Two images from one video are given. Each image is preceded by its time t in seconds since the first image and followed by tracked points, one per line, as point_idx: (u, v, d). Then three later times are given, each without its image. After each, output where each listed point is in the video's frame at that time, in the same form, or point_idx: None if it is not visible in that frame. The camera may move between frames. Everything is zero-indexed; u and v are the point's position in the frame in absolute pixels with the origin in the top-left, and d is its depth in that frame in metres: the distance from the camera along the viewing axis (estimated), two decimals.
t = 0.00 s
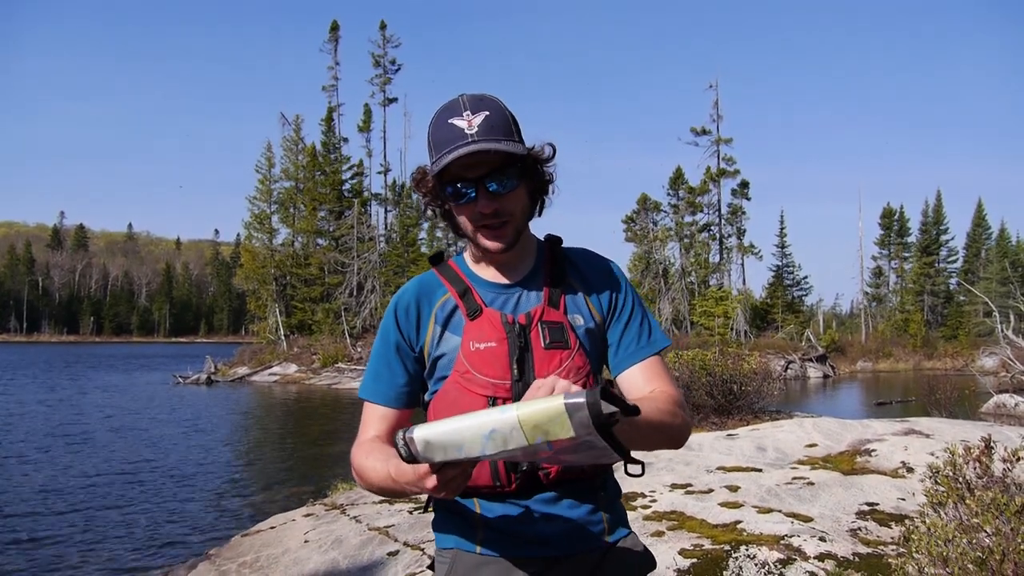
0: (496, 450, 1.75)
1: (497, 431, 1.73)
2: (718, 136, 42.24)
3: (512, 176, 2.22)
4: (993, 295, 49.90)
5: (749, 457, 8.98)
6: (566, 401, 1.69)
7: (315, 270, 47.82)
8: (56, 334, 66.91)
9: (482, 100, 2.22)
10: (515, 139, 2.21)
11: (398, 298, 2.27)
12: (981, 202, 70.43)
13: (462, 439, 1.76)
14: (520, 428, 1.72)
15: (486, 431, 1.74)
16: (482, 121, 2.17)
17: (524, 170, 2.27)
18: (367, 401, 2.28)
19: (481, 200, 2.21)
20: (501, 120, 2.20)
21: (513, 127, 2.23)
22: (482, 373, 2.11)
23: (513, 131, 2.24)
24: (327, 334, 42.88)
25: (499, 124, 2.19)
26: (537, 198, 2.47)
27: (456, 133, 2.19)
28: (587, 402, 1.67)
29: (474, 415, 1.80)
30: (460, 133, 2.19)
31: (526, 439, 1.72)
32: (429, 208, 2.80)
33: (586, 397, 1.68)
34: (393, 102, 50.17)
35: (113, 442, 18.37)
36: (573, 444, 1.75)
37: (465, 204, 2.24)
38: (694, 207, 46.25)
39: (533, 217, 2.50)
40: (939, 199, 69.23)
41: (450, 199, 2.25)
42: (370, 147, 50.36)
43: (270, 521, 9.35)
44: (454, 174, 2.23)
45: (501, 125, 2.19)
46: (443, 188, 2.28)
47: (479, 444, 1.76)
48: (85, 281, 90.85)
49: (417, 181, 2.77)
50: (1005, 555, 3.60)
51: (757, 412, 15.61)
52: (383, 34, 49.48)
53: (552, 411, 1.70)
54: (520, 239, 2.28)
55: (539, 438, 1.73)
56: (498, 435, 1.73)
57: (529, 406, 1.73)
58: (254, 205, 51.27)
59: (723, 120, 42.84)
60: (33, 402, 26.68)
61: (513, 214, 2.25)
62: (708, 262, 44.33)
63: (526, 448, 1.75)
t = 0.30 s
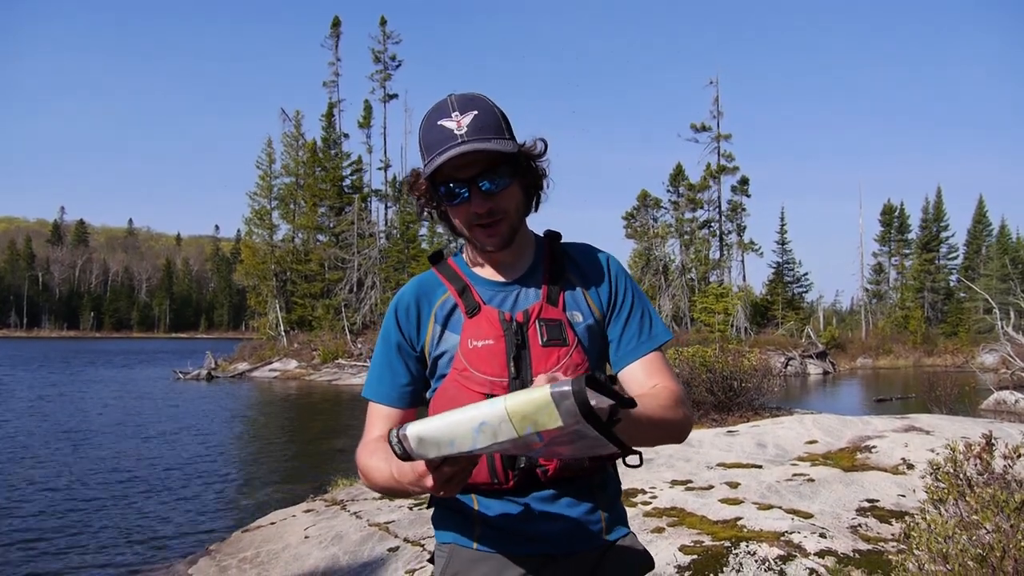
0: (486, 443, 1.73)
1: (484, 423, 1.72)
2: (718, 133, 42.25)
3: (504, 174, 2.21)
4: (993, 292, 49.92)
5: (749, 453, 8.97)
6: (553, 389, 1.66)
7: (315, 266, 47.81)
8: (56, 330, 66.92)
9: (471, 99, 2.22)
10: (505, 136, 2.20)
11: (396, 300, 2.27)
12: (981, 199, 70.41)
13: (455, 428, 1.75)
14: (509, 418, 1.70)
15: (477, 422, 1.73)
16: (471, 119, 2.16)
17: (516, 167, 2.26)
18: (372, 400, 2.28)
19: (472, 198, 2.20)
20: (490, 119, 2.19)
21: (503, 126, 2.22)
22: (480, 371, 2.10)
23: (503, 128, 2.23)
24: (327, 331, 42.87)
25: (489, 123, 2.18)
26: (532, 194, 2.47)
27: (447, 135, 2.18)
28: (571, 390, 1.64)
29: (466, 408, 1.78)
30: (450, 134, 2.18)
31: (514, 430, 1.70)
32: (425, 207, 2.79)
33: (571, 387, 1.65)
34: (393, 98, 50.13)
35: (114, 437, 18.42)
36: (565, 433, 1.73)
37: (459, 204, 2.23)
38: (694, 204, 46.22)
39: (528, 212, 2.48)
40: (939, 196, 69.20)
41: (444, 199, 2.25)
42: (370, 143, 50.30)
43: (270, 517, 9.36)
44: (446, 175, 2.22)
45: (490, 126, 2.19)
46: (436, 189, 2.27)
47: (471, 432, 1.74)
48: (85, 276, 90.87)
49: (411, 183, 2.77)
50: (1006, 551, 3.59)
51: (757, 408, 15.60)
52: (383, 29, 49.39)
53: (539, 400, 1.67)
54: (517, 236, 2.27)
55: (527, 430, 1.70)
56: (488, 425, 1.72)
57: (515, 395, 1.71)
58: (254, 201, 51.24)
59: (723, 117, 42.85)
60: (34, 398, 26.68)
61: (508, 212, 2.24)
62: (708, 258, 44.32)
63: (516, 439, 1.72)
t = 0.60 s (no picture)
0: (480, 436, 1.73)
1: (478, 412, 1.70)
2: (719, 131, 42.23)
3: (506, 171, 2.21)
4: (993, 290, 49.94)
5: (749, 451, 8.98)
6: (544, 380, 1.64)
7: (315, 263, 47.78)
8: (56, 328, 66.94)
9: (473, 96, 2.21)
10: (507, 135, 2.20)
11: (397, 296, 2.28)
12: (981, 197, 70.39)
13: (448, 421, 1.74)
14: (501, 407, 1.68)
15: (468, 414, 1.72)
16: (473, 118, 2.16)
17: (517, 162, 2.26)
18: (372, 398, 2.28)
19: (472, 195, 2.20)
20: (492, 116, 2.19)
21: (504, 124, 2.22)
22: (480, 368, 2.10)
23: (504, 124, 2.23)
24: (327, 329, 42.88)
25: (491, 120, 2.18)
26: (533, 193, 2.47)
27: (448, 132, 2.18)
28: (563, 374, 1.62)
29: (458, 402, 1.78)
30: (452, 131, 2.18)
31: (508, 421, 1.69)
32: (424, 202, 2.78)
33: (563, 376, 1.63)
34: (393, 96, 50.08)
35: (116, 435, 18.49)
36: (561, 425, 1.72)
37: (460, 202, 2.23)
38: (693, 202, 46.19)
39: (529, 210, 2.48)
40: (939, 194, 69.17)
41: (445, 196, 2.24)
42: (370, 141, 50.24)
43: (271, 514, 9.37)
44: (447, 172, 2.22)
45: (491, 123, 2.18)
46: (437, 186, 2.26)
47: (463, 424, 1.73)
48: (85, 273, 90.86)
49: (412, 179, 2.77)
50: (1004, 549, 3.59)
51: (757, 405, 15.62)
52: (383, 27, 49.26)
53: (530, 389, 1.65)
54: (517, 232, 2.27)
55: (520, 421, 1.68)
56: (481, 419, 1.71)
57: (507, 387, 1.70)
58: (254, 199, 51.22)
59: (724, 115, 42.84)
60: (34, 396, 26.69)
61: (508, 210, 2.24)
62: (708, 256, 44.33)
63: (511, 432, 1.71)
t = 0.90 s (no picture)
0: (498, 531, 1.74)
1: (501, 518, 1.71)
2: (719, 129, 42.20)
3: (514, 158, 2.23)
4: (993, 288, 49.96)
5: (749, 450, 8.99)
6: (574, 511, 1.63)
7: (315, 262, 47.77)
8: (56, 326, 66.95)
9: (488, 83, 2.24)
10: (517, 121, 2.22)
11: (397, 293, 2.27)
12: (981, 195, 70.38)
13: (472, 515, 1.74)
14: (525, 522, 1.68)
15: (492, 514, 1.72)
16: (486, 101, 2.19)
17: (526, 148, 2.27)
18: (369, 394, 2.29)
19: (478, 175, 2.21)
20: (505, 103, 2.22)
21: (516, 111, 2.24)
22: (480, 371, 2.11)
23: (516, 114, 2.25)
24: (327, 327, 42.88)
25: (503, 107, 2.21)
26: (539, 189, 2.48)
27: (461, 111, 2.20)
28: (594, 513, 1.62)
29: (481, 493, 1.77)
30: (464, 110, 2.19)
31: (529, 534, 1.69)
32: (429, 196, 2.79)
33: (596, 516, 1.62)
34: (393, 95, 50.06)
35: (116, 433, 18.50)
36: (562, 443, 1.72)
37: (467, 185, 2.24)
38: (693, 200, 46.17)
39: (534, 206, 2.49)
40: (940, 191, 69.14)
41: (452, 179, 2.26)
42: (370, 139, 50.19)
43: (271, 513, 9.36)
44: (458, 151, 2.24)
45: (504, 108, 2.21)
46: (446, 167, 2.29)
47: (486, 520, 1.73)
48: (85, 272, 90.84)
49: (418, 174, 2.79)
50: (1003, 547, 3.58)
51: (757, 404, 15.63)
52: (383, 25, 49.21)
53: (559, 517, 1.65)
54: (521, 223, 2.27)
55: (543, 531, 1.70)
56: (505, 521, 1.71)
57: (537, 502, 1.69)
58: (254, 197, 51.20)
59: (723, 113, 42.80)
60: (35, 394, 26.70)
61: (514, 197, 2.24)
62: (707, 255, 44.33)
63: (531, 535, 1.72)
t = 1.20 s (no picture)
0: (471, 450, 1.74)
1: (466, 430, 1.73)
2: (719, 131, 42.17)
3: (510, 169, 2.22)
4: (993, 289, 49.94)
5: (749, 451, 8.99)
6: (531, 398, 1.65)
7: (315, 262, 47.77)
8: (56, 327, 66.96)
9: (481, 94, 2.22)
10: (512, 134, 2.21)
11: (395, 298, 2.27)
12: (981, 196, 70.32)
13: (441, 435, 1.75)
14: (489, 427, 1.70)
15: (459, 429, 1.74)
16: (481, 116, 2.17)
17: (521, 162, 2.27)
18: (370, 401, 2.29)
19: (478, 192, 2.20)
20: (499, 115, 2.20)
21: (511, 124, 2.23)
22: (481, 373, 2.10)
23: (511, 124, 2.24)
24: (327, 328, 42.88)
25: (498, 119, 2.19)
26: (533, 192, 2.48)
27: (455, 127, 2.19)
28: (550, 398, 1.63)
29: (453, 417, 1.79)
30: (459, 126, 2.18)
31: (497, 438, 1.71)
32: (423, 199, 2.80)
33: (549, 394, 1.64)
34: (394, 96, 50.07)
35: (117, 434, 18.52)
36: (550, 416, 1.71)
37: (463, 199, 2.23)
38: (693, 201, 46.16)
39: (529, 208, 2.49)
40: (940, 192, 69.13)
41: (448, 192, 2.24)
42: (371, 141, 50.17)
43: (271, 514, 9.36)
44: (453, 167, 2.22)
45: (499, 122, 2.20)
46: (441, 181, 2.27)
47: (453, 436, 1.75)
48: (86, 272, 90.95)
49: (413, 176, 2.78)
50: (1002, 549, 3.58)
51: (757, 405, 15.62)
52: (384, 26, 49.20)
53: (518, 410, 1.67)
54: (519, 233, 2.28)
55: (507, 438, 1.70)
56: (472, 435, 1.72)
57: (498, 405, 1.71)
58: (254, 198, 51.19)
59: (724, 114, 42.77)
60: (35, 395, 26.73)
61: (510, 208, 2.25)
62: (708, 256, 44.29)
63: (500, 446, 1.73)
